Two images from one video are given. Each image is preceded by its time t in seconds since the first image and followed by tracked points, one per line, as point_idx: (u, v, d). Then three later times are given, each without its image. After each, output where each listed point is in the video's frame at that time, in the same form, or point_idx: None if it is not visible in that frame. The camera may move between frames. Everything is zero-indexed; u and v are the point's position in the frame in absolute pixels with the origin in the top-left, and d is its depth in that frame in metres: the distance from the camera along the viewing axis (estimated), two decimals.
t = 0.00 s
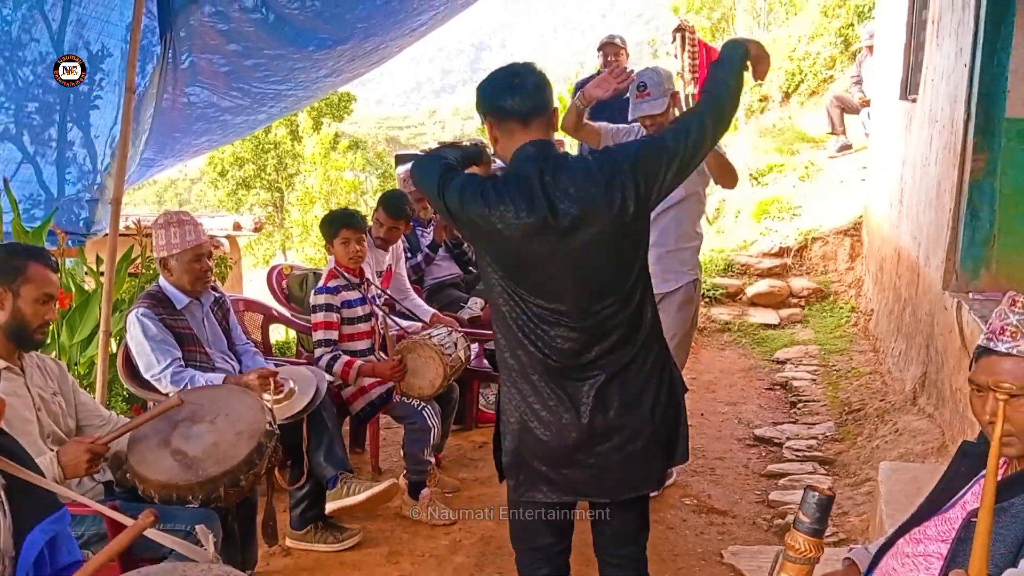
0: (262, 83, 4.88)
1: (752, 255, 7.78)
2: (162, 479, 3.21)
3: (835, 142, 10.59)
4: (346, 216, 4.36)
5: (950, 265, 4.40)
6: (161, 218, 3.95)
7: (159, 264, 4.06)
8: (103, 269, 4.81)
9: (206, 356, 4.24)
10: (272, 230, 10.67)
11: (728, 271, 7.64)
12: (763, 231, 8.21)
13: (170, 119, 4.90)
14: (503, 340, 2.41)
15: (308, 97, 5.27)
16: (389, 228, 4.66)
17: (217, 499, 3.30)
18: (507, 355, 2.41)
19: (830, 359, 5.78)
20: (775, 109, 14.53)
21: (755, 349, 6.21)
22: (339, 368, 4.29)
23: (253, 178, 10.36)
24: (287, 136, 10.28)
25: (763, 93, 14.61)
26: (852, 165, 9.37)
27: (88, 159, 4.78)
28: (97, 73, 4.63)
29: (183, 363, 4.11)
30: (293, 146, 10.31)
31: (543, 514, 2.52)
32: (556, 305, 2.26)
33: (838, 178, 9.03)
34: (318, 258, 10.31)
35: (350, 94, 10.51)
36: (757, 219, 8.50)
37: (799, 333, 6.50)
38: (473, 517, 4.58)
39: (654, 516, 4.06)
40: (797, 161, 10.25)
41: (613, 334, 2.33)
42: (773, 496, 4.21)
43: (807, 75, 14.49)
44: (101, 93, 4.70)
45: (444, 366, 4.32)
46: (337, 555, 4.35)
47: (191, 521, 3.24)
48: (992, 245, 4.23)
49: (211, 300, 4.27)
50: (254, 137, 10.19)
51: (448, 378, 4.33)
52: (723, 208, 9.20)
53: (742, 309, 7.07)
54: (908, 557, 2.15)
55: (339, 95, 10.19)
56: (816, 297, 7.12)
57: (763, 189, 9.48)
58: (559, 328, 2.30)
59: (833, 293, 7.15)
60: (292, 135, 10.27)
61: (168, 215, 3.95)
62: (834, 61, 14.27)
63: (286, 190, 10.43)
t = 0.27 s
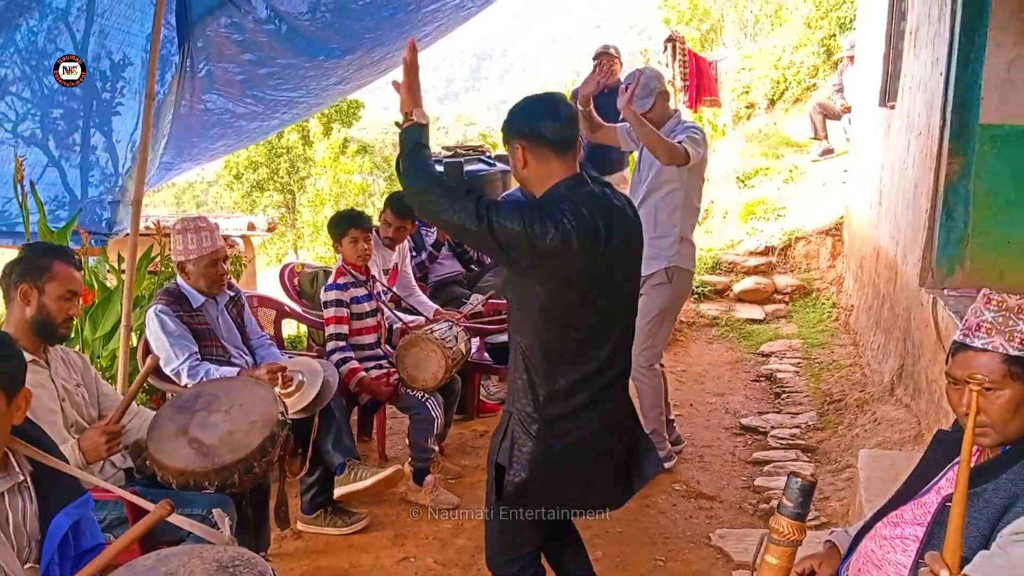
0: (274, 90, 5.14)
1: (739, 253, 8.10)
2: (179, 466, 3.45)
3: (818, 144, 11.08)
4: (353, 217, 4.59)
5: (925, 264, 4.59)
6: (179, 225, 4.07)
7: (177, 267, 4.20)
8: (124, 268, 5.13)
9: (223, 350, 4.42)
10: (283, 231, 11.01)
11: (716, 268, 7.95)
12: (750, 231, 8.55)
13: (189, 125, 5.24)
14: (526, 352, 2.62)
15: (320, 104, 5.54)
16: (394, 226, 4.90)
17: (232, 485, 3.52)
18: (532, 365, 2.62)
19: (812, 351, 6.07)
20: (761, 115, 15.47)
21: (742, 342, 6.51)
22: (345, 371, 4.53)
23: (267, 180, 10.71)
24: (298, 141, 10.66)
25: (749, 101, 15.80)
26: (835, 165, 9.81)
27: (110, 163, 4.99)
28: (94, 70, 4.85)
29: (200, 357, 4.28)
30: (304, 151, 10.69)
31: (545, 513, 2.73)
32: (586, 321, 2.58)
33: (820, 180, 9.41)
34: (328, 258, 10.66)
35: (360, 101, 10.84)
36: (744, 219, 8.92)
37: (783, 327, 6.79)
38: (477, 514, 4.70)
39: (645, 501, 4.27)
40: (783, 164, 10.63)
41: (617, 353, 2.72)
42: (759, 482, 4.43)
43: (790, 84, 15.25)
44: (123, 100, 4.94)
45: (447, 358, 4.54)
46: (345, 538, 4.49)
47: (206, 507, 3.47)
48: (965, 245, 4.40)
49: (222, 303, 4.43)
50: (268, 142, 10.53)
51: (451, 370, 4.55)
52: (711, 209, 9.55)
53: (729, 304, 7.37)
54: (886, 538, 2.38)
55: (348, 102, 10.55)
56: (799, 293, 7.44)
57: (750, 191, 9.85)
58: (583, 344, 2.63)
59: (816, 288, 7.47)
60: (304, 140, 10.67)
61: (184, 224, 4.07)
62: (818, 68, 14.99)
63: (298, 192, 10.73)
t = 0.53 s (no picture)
0: (283, 92, 5.34)
1: (731, 251, 8.32)
2: (193, 454, 3.59)
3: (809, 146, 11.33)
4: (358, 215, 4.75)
5: (912, 260, 4.72)
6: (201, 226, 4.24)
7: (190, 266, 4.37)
8: (139, 264, 5.29)
9: (236, 344, 4.58)
10: (290, 229, 11.25)
11: (709, 265, 8.16)
12: (741, 229, 8.78)
13: (201, 127, 5.44)
14: (545, 349, 2.74)
15: (327, 106, 5.73)
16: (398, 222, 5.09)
17: (243, 473, 3.66)
18: (550, 365, 2.74)
19: (801, 345, 6.28)
20: (753, 118, 15.77)
21: (733, 336, 6.70)
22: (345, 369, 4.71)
23: (276, 181, 10.95)
24: (306, 142, 10.91)
25: (741, 105, 16.14)
26: (823, 165, 10.04)
27: (125, 163, 5.21)
28: (93, 70, 4.98)
29: (215, 351, 4.44)
30: (311, 151, 10.91)
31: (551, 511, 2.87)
32: (594, 307, 2.77)
33: (810, 179, 9.63)
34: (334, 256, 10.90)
35: (365, 103, 11.07)
36: (735, 218, 9.14)
37: (773, 322, 7.00)
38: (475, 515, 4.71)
39: (640, 489, 4.44)
40: (775, 165, 10.87)
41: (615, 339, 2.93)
42: (749, 471, 4.57)
43: (782, 88, 15.52)
44: (137, 102, 5.11)
45: (447, 353, 4.71)
46: (351, 524, 4.66)
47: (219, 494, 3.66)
48: (950, 242, 4.55)
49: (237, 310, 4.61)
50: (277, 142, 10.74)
51: (451, 364, 4.73)
52: (705, 208, 9.78)
53: (722, 300, 7.58)
54: (872, 526, 2.59)
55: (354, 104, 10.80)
56: (789, 289, 7.65)
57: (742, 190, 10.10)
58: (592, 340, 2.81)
59: (805, 285, 7.67)
60: (311, 141, 10.92)
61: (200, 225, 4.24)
62: (808, 73, 15.28)
63: (305, 192, 10.98)
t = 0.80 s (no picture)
0: (283, 88, 5.34)
1: (732, 247, 8.34)
2: (193, 451, 3.61)
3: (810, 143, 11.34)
4: (354, 212, 4.68)
5: (912, 256, 4.71)
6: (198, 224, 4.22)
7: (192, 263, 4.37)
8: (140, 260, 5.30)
9: (236, 340, 4.58)
10: (291, 225, 11.28)
11: (710, 261, 8.17)
12: (742, 225, 8.78)
13: (202, 123, 5.44)
14: (541, 368, 2.72)
15: (328, 102, 5.73)
16: (397, 217, 5.09)
17: (243, 468, 3.67)
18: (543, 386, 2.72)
19: (802, 342, 6.28)
20: (754, 114, 15.79)
21: (734, 333, 6.70)
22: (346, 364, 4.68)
23: (277, 177, 10.98)
24: (307, 139, 10.93)
25: (742, 101, 16.15)
26: (824, 162, 10.04)
27: (125, 159, 5.24)
28: (92, 68, 4.98)
29: (215, 347, 4.44)
30: (312, 147, 10.93)
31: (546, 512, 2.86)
32: (589, 330, 2.71)
33: (811, 175, 9.63)
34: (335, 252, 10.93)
35: (366, 99, 11.09)
36: (735, 215, 9.14)
37: (773, 318, 7.00)
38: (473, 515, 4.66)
39: (640, 485, 4.44)
40: (775, 162, 10.88)
41: (618, 364, 2.84)
42: (749, 467, 4.57)
43: (783, 84, 15.52)
44: (138, 98, 5.14)
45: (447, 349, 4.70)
46: (353, 520, 4.64)
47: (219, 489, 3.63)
48: (950, 238, 4.53)
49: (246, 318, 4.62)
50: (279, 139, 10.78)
51: (451, 360, 4.71)
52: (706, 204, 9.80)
53: (722, 296, 7.60)
54: (874, 522, 2.60)
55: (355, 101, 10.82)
56: (790, 286, 7.65)
57: (743, 186, 10.12)
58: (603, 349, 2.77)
59: (806, 281, 7.67)
60: (312, 137, 10.94)
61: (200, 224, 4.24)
62: (809, 69, 15.28)
63: (307, 188, 11.01)
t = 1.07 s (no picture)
0: (287, 85, 5.34)
1: (735, 243, 8.34)
2: (197, 445, 3.62)
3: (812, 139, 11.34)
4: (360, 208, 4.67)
5: (917, 252, 4.70)
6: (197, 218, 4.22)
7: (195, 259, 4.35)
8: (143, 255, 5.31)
9: (238, 335, 4.56)
10: (294, 221, 11.29)
11: (712, 257, 8.17)
12: (746, 221, 8.78)
13: (205, 119, 5.45)
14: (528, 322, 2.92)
15: (330, 99, 5.73)
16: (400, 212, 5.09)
17: (247, 463, 3.69)
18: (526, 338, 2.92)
19: (805, 337, 6.28)
20: (757, 110, 15.77)
21: (737, 328, 6.69)
22: (361, 345, 4.69)
23: (279, 173, 10.98)
24: (309, 135, 10.93)
25: (744, 97, 16.13)
26: (827, 158, 10.03)
27: (128, 154, 5.29)
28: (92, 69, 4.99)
29: (217, 342, 4.43)
30: (314, 143, 10.93)
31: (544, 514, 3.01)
32: (571, 288, 2.78)
33: (814, 171, 9.63)
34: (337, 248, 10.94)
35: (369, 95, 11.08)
36: (739, 211, 9.18)
37: (776, 313, 7.00)
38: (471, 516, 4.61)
39: (644, 480, 4.44)
40: (778, 158, 10.88)
41: (614, 326, 2.84)
42: (752, 462, 4.56)
43: (786, 79, 15.50)
44: (141, 94, 5.13)
45: (450, 344, 4.71)
46: (356, 515, 4.65)
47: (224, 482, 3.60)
48: (954, 234, 4.52)
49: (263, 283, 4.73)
50: (281, 135, 10.79)
51: (453, 356, 4.74)
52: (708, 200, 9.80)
53: (725, 292, 7.60)
54: (877, 517, 2.61)
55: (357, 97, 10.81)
56: (793, 282, 7.65)
57: (747, 182, 10.12)
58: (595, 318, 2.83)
59: (809, 278, 7.67)
60: (315, 133, 10.94)
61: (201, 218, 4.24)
62: (812, 65, 15.26)
63: (309, 184, 11.02)
